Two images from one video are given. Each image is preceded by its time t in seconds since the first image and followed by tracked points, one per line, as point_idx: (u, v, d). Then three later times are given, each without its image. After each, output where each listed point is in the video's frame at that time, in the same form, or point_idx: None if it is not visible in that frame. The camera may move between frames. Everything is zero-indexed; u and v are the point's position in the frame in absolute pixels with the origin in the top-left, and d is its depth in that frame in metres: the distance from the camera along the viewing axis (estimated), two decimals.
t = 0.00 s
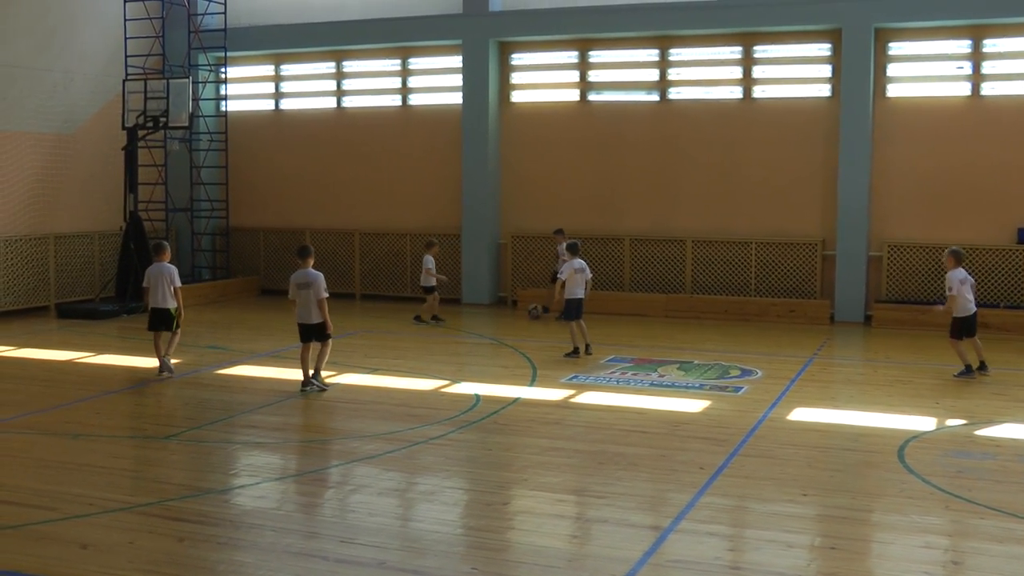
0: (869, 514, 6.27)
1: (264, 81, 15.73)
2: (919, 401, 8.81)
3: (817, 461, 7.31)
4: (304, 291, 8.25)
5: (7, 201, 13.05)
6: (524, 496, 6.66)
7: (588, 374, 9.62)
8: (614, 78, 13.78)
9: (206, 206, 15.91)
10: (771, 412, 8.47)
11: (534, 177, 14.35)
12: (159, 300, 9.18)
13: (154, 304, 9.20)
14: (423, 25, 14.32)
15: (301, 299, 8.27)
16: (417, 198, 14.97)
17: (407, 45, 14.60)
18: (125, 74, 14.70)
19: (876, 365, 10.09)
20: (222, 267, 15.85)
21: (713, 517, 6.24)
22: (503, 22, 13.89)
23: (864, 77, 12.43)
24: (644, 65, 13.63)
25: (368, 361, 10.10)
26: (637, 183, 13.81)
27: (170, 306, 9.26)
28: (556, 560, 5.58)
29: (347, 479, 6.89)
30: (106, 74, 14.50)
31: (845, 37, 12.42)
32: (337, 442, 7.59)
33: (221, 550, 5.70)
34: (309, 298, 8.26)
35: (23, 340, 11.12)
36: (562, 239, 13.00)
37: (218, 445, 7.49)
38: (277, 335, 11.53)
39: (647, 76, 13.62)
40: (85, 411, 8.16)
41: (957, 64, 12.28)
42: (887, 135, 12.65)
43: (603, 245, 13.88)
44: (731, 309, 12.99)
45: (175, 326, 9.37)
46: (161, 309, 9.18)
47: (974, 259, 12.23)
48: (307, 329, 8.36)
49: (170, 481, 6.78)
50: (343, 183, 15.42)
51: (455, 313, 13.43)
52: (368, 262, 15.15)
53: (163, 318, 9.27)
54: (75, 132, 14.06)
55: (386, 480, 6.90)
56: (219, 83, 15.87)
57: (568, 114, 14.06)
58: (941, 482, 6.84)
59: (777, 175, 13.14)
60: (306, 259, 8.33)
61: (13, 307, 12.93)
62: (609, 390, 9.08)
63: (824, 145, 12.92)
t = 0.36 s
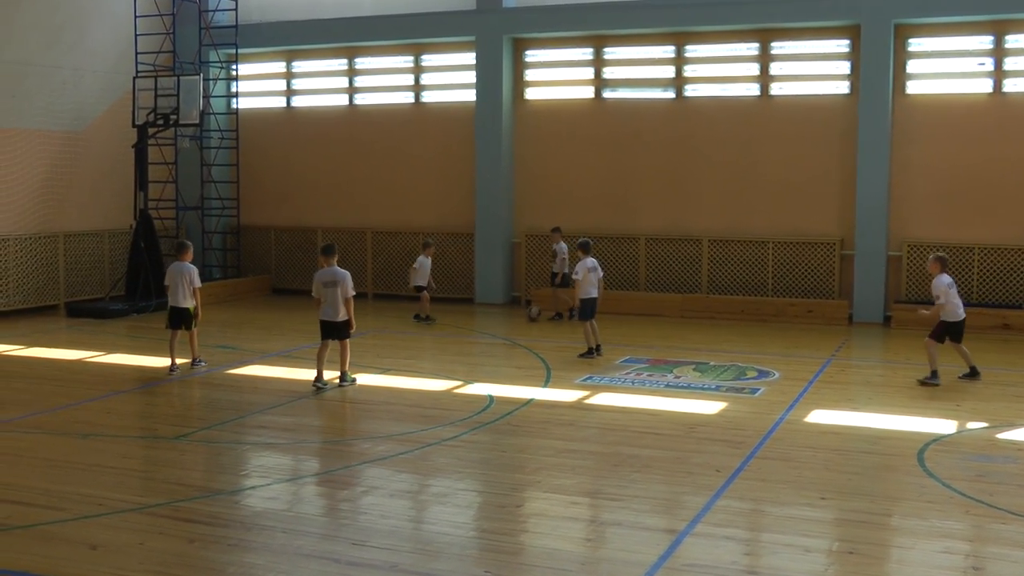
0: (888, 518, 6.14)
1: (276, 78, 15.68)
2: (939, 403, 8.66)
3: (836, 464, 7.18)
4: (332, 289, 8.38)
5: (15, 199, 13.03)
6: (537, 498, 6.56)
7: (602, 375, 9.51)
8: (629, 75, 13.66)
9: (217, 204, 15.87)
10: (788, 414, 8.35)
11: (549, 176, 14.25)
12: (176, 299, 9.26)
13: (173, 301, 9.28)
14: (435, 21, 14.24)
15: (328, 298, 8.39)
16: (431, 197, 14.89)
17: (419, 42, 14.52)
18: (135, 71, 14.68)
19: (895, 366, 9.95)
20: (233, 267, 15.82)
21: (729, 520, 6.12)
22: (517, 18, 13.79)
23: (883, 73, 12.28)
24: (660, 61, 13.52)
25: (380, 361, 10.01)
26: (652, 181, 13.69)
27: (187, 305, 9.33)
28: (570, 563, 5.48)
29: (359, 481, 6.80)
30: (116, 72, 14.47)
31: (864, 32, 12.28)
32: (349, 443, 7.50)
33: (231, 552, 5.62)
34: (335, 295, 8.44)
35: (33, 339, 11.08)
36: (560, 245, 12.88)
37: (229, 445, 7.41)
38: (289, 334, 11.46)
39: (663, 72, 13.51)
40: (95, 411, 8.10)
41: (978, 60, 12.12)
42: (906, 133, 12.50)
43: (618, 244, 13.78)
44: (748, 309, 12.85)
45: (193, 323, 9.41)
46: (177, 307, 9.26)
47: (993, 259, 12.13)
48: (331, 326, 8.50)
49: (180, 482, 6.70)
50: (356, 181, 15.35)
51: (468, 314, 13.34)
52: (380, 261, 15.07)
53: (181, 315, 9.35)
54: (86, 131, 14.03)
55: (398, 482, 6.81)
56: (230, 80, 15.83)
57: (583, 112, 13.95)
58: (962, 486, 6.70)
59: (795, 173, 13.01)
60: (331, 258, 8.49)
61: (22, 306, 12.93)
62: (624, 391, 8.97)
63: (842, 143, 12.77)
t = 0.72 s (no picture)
0: (908, 516, 6.02)
1: (288, 72, 15.60)
2: (959, 400, 8.52)
3: (855, 462, 7.06)
4: (355, 283, 8.44)
5: (26, 195, 13.01)
6: (552, 496, 6.47)
7: (618, 371, 9.40)
8: (645, 67, 13.54)
9: (229, 199, 15.81)
10: (807, 412, 8.23)
11: (563, 169, 14.14)
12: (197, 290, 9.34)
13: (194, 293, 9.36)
14: (448, 14, 14.14)
15: (352, 291, 8.45)
16: (444, 191, 14.81)
17: (432, 34, 14.42)
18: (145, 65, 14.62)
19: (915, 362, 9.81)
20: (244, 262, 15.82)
21: (746, 519, 6.02)
22: (530, 10, 13.68)
23: (903, 65, 12.13)
24: (676, 53, 13.38)
25: (393, 357, 9.93)
26: (669, 175, 13.57)
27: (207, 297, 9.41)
28: (585, 561, 5.39)
29: (372, 478, 6.73)
30: (126, 66, 14.42)
31: (883, 23, 12.13)
32: (362, 440, 7.42)
33: (243, 549, 5.55)
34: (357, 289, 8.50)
35: (45, 335, 11.05)
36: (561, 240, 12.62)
37: (241, 442, 7.33)
38: (301, 330, 11.39)
39: (679, 65, 13.37)
40: (106, 408, 8.05)
41: (1000, 51, 11.95)
42: (926, 125, 12.34)
43: (633, 239, 13.67)
44: (765, 305, 12.73)
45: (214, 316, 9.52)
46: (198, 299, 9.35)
47: (1015, 253, 11.94)
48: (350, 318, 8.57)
49: (191, 479, 6.63)
50: (368, 175, 15.27)
51: (481, 309, 13.25)
52: (393, 256, 15.00)
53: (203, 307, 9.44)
54: (96, 125, 13.99)
55: (412, 479, 6.73)
56: (241, 74, 15.77)
57: (599, 105, 13.83)
58: (984, 484, 6.57)
59: (813, 166, 12.87)
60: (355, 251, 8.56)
61: (32, 303, 12.92)
62: (639, 387, 8.86)
63: (861, 136, 12.62)
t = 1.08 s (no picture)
0: (928, 518, 5.98)
1: (306, 72, 15.65)
2: (980, 401, 8.46)
3: (874, 462, 7.03)
4: (371, 281, 8.49)
5: (45, 196, 13.08)
6: (570, 496, 6.46)
7: (635, 371, 9.38)
8: (662, 66, 13.52)
9: (247, 200, 15.87)
10: (825, 412, 8.19)
11: (581, 169, 14.13)
12: (217, 290, 9.40)
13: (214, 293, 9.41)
14: (465, 13, 14.14)
15: (368, 289, 8.50)
16: (461, 191, 14.82)
17: (449, 34, 14.44)
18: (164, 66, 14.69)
19: (934, 363, 9.75)
20: (262, 262, 15.87)
21: (765, 519, 6.00)
22: (547, 9, 13.66)
23: (922, 63, 12.06)
24: (694, 52, 13.37)
25: (411, 357, 9.95)
26: (686, 174, 13.54)
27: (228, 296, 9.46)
28: (603, 561, 5.38)
29: (390, 477, 6.74)
30: (146, 68, 14.50)
31: (902, 21, 12.07)
32: (379, 440, 7.43)
33: (262, 548, 5.57)
34: (374, 288, 8.54)
35: (65, 335, 11.13)
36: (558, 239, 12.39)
37: (260, 442, 7.35)
38: (319, 330, 11.42)
39: (697, 64, 13.35)
40: (126, 407, 8.09)
41: (1021, 48, 11.87)
42: (946, 124, 12.27)
43: (651, 239, 13.64)
44: (783, 305, 12.68)
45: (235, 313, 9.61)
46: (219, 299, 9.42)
47: None
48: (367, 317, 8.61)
49: (210, 478, 6.66)
50: (386, 175, 15.30)
51: (498, 310, 13.25)
52: (410, 257, 15.02)
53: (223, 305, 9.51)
54: (116, 126, 14.07)
55: (430, 479, 6.73)
56: (259, 75, 15.83)
57: (616, 105, 13.81)
58: (1004, 486, 6.53)
59: (832, 165, 12.81)
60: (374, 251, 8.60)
61: (54, 303, 13.01)
62: (657, 387, 8.84)
63: (880, 135, 12.56)
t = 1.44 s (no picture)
0: (947, 517, 5.96)
1: (322, 75, 15.69)
2: (1000, 400, 8.41)
3: (894, 462, 7.00)
4: (390, 281, 8.52)
5: (65, 199, 13.17)
6: (589, 496, 6.46)
7: (653, 371, 9.37)
8: (679, 66, 13.50)
9: (265, 202, 15.92)
10: (844, 411, 8.16)
11: (597, 170, 14.13)
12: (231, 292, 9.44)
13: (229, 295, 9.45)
14: (481, 15, 14.14)
15: (387, 289, 8.53)
16: (477, 193, 14.84)
17: (466, 35, 14.44)
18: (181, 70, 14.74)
19: (953, 362, 9.70)
20: (280, 264, 15.91)
21: (784, 519, 5.98)
22: (564, 10, 13.65)
23: (940, 61, 12.01)
24: (710, 52, 13.34)
25: (428, 358, 9.96)
26: (703, 174, 13.52)
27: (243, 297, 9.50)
28: (621, 562, 5.37)
29: (409, 479, 6.75)
30: (163, 71, 14.56)
31: (920, 19, 12.02)
32: (397, 441, 7.43)
33: (281, 550, 5.58)
34: (392, 288, 8.57)
35: (83, 337, 11.18)
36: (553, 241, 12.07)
37: (279, 443, 7.37)
38: (335, 332, 11.44)
39: (713, 63, 13.32)
40: (144, 409, 8.13)
41: None
42: (964, 122, 12.20)
43: (667, 239, 13.63)
44: (800, 304, 12.64)
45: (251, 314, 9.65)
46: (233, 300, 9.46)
47: None
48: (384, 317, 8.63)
49: (229, 480, 6.68)
50: (403, 176, 15.32)
51: (514, 310, 13.26)
52: (426, 258, 15.04)
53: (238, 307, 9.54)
54: (134, 130, 14.13)
55: (448, 480, 6.74)
56: (276, 78, 15.87)
57: (632, 105, 13.80)
58: None
59: (849, 164, 12.76)
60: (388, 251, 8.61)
61: (73, 305, 13.13)
62: (674, 387, 8.83)
63: (898, 133, 12.50)
